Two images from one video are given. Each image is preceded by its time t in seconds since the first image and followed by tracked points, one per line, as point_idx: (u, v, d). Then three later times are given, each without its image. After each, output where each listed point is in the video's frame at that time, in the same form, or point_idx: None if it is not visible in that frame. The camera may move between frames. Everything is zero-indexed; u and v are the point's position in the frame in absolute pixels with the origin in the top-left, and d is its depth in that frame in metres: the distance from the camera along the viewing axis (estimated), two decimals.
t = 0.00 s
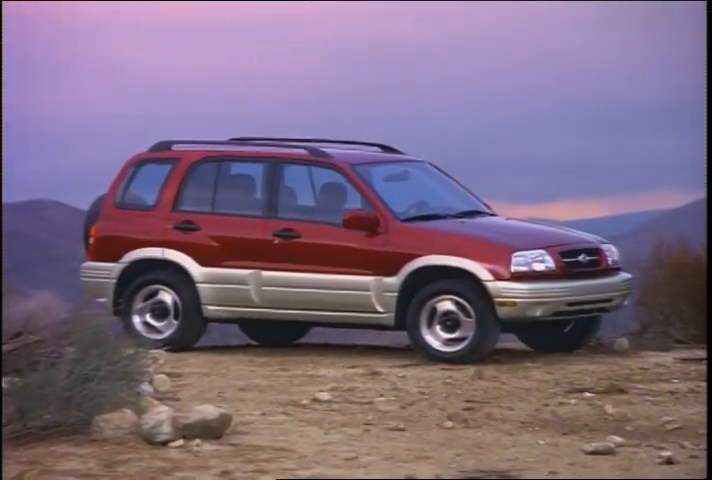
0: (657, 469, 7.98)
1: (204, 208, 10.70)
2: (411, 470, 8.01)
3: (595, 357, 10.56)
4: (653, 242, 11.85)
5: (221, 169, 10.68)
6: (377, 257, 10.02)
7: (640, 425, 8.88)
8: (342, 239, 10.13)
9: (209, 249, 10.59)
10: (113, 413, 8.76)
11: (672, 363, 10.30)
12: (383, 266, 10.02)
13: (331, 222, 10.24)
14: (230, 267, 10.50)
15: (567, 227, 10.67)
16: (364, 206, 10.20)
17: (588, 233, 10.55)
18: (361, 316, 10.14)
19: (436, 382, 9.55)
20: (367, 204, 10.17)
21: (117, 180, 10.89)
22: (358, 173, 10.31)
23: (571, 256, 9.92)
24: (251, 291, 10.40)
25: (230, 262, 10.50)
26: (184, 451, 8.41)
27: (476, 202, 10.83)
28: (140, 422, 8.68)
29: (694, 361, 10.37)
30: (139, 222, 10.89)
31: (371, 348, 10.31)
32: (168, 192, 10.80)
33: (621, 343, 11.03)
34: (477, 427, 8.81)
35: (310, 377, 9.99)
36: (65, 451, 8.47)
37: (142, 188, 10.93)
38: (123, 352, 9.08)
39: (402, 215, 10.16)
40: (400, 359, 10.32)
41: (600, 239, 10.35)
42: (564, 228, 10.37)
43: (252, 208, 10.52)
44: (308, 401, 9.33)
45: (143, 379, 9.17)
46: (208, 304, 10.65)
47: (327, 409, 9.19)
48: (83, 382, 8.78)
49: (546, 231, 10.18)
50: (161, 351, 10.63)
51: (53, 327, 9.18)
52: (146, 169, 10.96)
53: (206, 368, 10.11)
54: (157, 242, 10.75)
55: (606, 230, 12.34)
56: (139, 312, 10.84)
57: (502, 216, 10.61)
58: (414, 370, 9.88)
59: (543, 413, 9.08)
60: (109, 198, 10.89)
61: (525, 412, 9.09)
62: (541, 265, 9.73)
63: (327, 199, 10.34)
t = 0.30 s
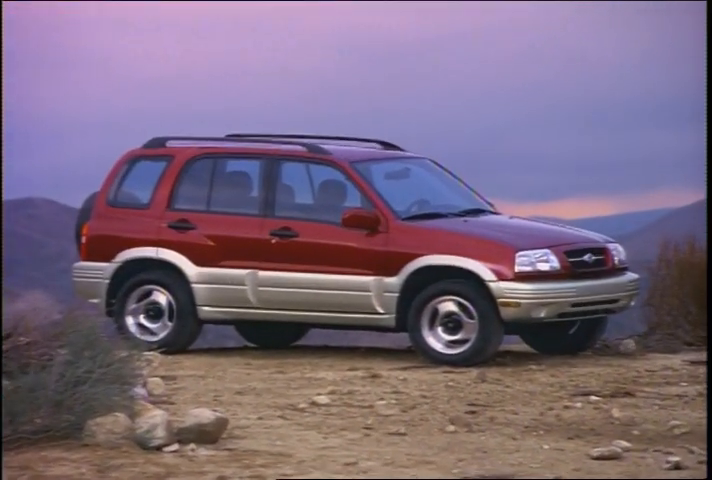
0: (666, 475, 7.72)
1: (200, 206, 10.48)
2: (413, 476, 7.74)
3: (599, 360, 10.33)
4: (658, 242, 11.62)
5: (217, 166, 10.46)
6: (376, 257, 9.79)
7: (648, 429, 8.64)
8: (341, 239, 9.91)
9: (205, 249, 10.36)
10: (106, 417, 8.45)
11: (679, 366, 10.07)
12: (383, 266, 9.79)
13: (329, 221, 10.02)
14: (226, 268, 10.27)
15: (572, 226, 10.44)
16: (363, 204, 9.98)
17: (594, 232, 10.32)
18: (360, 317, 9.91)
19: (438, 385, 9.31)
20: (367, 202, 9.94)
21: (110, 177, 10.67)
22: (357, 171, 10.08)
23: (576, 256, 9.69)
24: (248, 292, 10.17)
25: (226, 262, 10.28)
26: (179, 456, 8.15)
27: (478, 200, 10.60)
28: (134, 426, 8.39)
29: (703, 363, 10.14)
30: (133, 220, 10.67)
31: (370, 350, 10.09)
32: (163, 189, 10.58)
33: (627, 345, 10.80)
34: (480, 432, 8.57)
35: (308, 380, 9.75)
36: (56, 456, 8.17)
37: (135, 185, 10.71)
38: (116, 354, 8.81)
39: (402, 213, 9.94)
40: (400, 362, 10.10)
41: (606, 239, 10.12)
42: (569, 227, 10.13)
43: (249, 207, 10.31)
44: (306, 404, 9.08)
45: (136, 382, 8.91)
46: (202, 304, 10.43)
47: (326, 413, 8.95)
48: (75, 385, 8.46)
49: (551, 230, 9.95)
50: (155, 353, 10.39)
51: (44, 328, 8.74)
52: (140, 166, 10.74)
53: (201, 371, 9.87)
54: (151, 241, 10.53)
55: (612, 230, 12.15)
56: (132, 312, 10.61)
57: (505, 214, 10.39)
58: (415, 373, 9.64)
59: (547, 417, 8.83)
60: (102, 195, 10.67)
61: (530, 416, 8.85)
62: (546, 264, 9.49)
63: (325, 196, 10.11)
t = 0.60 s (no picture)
0: (668, 475, 7.66)
1: (199, 205, 10.43)
2: (413, 476, 7.69)
3: (600, 359, 10.28)
4: (661, 241, 11.61)
5: (217, 165, 10.41)
6: (376, 256, 9.76)
7: (650, 429, 8.59)
8: (340, 237, 9.87)
9: (204, 248, 10.32)
10: (104, 417, 8.40)
11: (681, 365, 10.03)
12: (383, 265, 9.75)
13: (328, 219, 9.98)
14: (226, 267, 10.23)
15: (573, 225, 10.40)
16: (363, 203, 9.93)
17: (595, 231, 10.28)
18: (360, 316, 9.86)
19: (438, 385, 9.27)
20: (367, 200, 9.89)
21: (109, 176, 10.63)
22: (358, 169, 10.04)
23: (578, 254, 9.65)
24: (248, 290, 10.13)
25: (225, 261, 10.24)
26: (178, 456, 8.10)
27: (479, 199, 10.56)
28: (133, 426, 8.35)
29: (705, 363, 10.09)
30: (132, 219, 10.64)
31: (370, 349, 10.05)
32: (162, 188, 10.53)
33: (629, 345, 10.76)
34: (481, 431, 8.52)
35: (308, 380, 9.71)
36: (54, 456, 8.12)
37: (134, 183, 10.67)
38: (115, 354, 8.76)
39: (402, 212, 9.89)
40: (401, 361, 10.05)
41: (607, 238, 10.08)
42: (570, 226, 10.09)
43: (248, 205, 10.26)
44: (306, 404, 9.04)
45: (135, 382, 8.87)
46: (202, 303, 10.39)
47: (326, 412, 8.90)
48: (73, 385, 8.42)
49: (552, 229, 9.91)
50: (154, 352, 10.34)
51: (43, 328, 8.63)
52: (139, 165, 10.69)
53: (201, 371, 9.83)
54: (150, 240, 10.49)
55: (614, 229, 12.12)
56: (131, 312, 10.57)
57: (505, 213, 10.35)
58: (415, 373, 9.60)
59: (548, 417, 8.79)
60: (102, 194, 10.63)
61: (531, 415, 8.80)
62: (547, 263, 9.45)
63: (325, 195, 10.07)
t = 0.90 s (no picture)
0: (667, 474, 7.65)
1: (199, 204, 10.43)
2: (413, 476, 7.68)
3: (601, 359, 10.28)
4: (662, 241, 11.61)
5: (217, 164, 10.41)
6: (376, 256, 9.75)
7: (649, 429, 8.59)
8: (341, 237, 9.87)
9: (204, 248, 10.32)
10: (104, 417, 8.38)
11: (682, 365, 10.02)
12: (383, 265, 9.75)
13: (328, 219, 9.98)
14: (226, 267, 10.22)
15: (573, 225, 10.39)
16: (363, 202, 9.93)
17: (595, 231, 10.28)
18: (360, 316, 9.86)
19: (438, 385, 9.26)
20: (367, 200, 9.89)
21: (109, 176, 10.63)
22: (357, 169, 10.03)
23: (578, 254, 9.65)
24: (248, 290, 10.13)
25: (225, 261, 10.24)
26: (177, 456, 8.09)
27: (479, 198, 10.56)
28: (133, 425, 8.34)
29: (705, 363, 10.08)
30: (132, 219, 10.64)
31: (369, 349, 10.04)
32: (162, 188, 10.53)
33: (629, 344, 10.76)
34: (481, 431, 8.52)
35: (308, 380, 9.70)
36: (54, 455, 8.12)
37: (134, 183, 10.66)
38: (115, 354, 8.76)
39: (402, 211, 9.89)
40: (401, 361, 10.05)
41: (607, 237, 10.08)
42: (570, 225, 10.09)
43: (248, 205, 10.25)
44: (306, 404, 9.03)
45: (136, 382, 8.87)
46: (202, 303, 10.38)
47: (326, 412, 8.90)
48: (73, 385, 8.40)
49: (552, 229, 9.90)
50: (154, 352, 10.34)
51: (43, 328, 8.66)
52: (139, 164, 10.69)
53: (200, 371, 9.82)
54: (150, 240, 10.49)
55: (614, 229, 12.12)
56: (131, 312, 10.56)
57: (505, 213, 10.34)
58: (415, 373, 9.59)
59: (549, 417, 8.78)
60: (102, 194, 10.63)
61: (531, 415, 8.80)
62: (547, 263, 9.45)
63: (325, 195, 10.07)
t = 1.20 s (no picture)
0: (667, 474, 7.65)
1: (199, 204, 10.43)
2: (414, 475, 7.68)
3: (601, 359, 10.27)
4: (661, 241, 11.61)
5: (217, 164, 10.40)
6: (376, 256, 9.75)
7: (649, 429, 8.58)
8: (341, 237, 9.86)
9: (204, 248, 10.31)
10: (104, 417, 8.36)
11: (682, 366, 10.01)
12: (383, 265, 9.74)
13: (328, 219, 9.97)
14: (226, 266, 10.22)
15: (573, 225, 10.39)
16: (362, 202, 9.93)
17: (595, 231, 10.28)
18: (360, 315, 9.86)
19: (438, 385, 9.25)
20: (367, 200, 9.88)
21: (109, 175, 10.62)
22: (357, 169, 10.03)
23: (578, 254, 9.64)
24: (248, 290, 10.12)
25: (225, 261, 10.23)
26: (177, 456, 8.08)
27: (478, 198, 10.56)
28: (133, 425, 8.32)
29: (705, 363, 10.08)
30: (132, 219, 10.63)
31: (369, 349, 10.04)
32: (162, 187, 10.52)
33: (629, 344, 10.75)
34: (480, 431, 8.51)
35: (308, 380, 9.70)
36: (54, 455, 8.10)
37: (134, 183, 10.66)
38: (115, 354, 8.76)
39: (402, 211, 9.89)
40: (401, 361, 10.04)
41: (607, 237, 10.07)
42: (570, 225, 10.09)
43: (248, 205, 10.25)
44: (306, 404, 9.03)
45: (135, 382, 8.86)
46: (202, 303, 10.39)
47: (326, 412, 8.90)
48: (73, 385, 8.38)
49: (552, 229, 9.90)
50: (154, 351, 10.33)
51: (42, 328, 8.72)
52: (138, 164, 10.68)
53: (200, 371, 9.82)
54: (150, 239, 10.49)
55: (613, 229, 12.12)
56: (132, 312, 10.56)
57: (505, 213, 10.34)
58: (415, 373, 9.59)
59: (549, 416, 8.78)
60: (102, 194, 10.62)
61: (531, 415, 8.79)
62: (548, 263, 9.44)
63: (325, 194, 10.06)
